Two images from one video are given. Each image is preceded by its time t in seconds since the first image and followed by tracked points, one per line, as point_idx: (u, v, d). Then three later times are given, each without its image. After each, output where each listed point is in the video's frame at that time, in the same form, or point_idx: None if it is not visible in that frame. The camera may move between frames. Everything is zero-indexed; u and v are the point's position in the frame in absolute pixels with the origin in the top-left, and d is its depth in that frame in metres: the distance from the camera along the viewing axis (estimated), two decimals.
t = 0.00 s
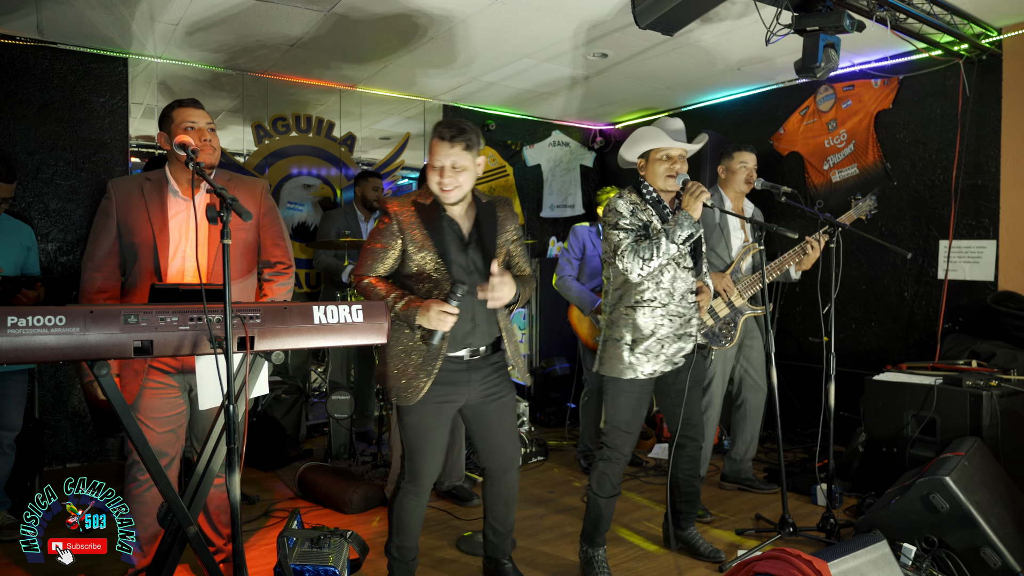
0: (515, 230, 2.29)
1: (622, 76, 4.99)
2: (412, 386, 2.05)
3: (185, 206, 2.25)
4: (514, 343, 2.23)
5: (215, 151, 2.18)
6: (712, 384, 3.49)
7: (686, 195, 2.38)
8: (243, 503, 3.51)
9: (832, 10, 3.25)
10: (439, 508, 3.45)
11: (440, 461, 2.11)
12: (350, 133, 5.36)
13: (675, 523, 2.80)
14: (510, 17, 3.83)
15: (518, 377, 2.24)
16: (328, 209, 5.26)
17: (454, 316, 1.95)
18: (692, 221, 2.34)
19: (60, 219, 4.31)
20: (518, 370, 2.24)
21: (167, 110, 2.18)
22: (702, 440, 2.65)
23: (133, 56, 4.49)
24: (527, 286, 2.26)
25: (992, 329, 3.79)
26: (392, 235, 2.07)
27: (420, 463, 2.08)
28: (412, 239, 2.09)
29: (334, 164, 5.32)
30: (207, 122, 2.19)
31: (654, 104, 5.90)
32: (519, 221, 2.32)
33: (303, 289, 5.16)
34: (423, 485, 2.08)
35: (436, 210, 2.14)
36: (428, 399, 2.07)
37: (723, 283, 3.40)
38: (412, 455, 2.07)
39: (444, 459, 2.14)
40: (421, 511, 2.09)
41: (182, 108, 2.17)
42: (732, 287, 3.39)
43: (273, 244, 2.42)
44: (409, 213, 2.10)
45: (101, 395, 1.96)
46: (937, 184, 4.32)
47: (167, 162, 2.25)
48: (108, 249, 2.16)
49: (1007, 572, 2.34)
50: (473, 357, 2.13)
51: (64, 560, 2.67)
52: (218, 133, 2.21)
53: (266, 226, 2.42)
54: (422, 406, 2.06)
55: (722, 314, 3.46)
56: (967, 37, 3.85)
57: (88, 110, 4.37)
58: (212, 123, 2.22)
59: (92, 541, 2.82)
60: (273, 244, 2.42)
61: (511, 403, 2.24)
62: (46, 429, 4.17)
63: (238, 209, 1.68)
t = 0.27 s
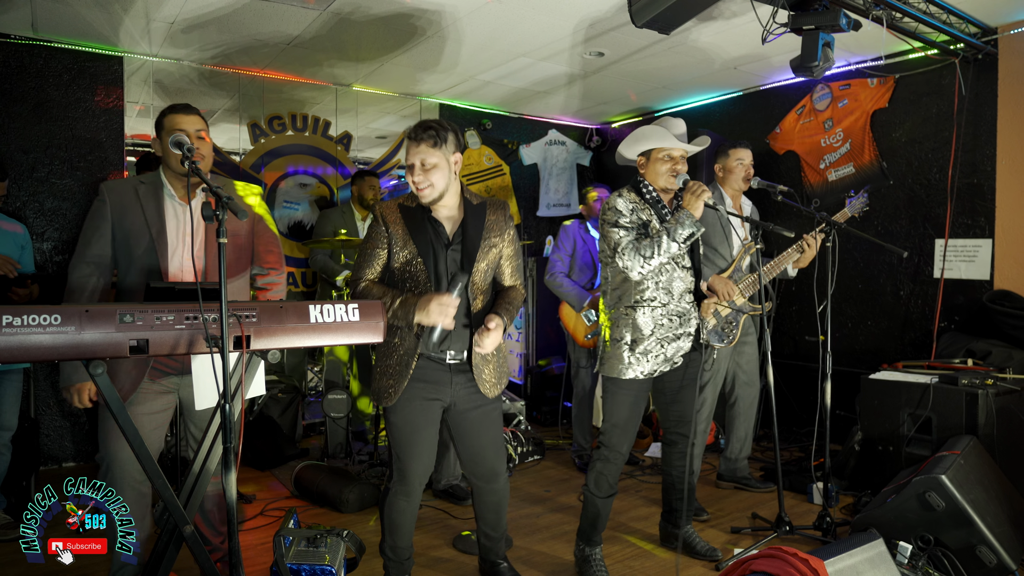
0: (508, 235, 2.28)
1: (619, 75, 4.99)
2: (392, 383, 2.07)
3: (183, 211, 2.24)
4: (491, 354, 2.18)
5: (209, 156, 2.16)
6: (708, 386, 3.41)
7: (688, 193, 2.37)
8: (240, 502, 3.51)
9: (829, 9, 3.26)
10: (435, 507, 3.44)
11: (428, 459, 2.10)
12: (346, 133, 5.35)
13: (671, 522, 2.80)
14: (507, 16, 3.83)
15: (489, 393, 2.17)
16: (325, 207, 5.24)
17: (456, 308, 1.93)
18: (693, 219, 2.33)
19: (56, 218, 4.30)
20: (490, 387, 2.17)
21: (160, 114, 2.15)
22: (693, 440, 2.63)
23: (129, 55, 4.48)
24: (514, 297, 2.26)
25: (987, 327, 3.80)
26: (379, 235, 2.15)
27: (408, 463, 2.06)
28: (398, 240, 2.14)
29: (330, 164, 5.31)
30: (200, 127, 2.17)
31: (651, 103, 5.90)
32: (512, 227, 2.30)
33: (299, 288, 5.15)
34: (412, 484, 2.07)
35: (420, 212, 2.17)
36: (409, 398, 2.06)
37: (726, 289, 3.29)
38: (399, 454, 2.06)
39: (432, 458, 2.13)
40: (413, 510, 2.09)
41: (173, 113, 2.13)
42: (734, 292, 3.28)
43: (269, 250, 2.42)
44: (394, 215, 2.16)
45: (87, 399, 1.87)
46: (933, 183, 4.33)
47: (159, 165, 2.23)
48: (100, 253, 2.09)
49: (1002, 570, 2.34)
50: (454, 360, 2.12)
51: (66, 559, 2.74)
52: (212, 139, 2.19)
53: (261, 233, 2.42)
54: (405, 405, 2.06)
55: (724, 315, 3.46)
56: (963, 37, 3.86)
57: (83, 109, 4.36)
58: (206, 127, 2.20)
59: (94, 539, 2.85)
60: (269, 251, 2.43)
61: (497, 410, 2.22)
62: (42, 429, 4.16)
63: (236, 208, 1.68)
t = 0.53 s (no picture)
0: (523, 224, 2.26)
1: (619, 73, 4.99)
2: (409, 376, 2.09)
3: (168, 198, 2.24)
4: (511, 343, 2.18)
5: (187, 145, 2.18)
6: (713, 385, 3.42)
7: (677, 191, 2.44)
8: (240, 500, 3.51)
9: (829, 7, 3.26)
10: (435, 505, 3.44)
11: (440, 454, 2.11)
12: (346, 130, 5.36)
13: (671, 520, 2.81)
14: (507, 14, 3.83)
15: (510, 381, 2.16)
16: (324, 205, 5.23)
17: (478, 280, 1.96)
18: (679, 218, 2.39)
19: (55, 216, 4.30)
20: (510, 377, 2.16)
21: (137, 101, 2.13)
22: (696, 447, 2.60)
23: (128, 52, 4.47)
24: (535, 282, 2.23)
25: (987, 326, 3.80)
26: (393, 228, 2.14)
27: (420, 456, 2.07)
28: (413, 232, 2.13)
29: (330, 161, 5.30)
30: (179, 117, 2.16)
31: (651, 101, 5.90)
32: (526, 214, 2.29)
33: (299, 286, 5.14)
34: (421, 478, 2.07)
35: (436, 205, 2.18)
36: (428, 392, 2.09)
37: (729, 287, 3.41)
38: (413, 446, 2.08)
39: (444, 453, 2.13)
40: (419, 504, 2.09)
41: (150, 102, 2.11)
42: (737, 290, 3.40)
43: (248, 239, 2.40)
44: (407, 209, 2.15)
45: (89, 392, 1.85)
46: (933, 181, 4.33)
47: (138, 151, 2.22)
48: (84, 237, 2.06)
49: (1002, 569, 2.35)
50: (473, 353, 2.12)
51: (66, 558, 2.63)
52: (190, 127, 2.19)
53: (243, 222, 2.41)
54: (422, 399, 2.09)
55: (731, 313, 3.48)
56: (963, 35, 3.86)
57: (82, 107, 4.35)
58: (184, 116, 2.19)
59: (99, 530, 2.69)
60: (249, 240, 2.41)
61: (515, 402, 2.23)
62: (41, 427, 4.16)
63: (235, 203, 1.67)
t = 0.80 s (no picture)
0: (537, 219, 2.29)
1: (622, 72, 4.98)
2: (436, 378, 2.09)
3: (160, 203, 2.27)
4: (531, 339, 2.20)
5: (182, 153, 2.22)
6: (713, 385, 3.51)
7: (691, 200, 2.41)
8: (243, 500, 3.51)
9: (832, 6, 3.25)
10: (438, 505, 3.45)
11: (454, 451, 2.12)
12: (348, 130, 5.35)
13: (675, 521, 2.80)
14: (509, 13, 3.82)
15: (529, 378, 2.17)
16: (327, 205, 5.26)
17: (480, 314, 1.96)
18: (694, 227, 2.38)
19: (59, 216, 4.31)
20: (531, 372, 2.18)
21: (128, 106, 2.13)
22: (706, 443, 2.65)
23: (131, 53, 4.48)
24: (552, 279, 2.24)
25: (991, 326, 3.79)
26: (412, 233, 2.14)
27: (433, 454, 2.09)
28: (430, 236, 2.14)
29: (332, 161, 5.31)
30: (172, 124, 2.19)
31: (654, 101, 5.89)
32: (539, 212, 2.32)
33: (301, 286, 5.14)
34: (434, 475, 2.09)
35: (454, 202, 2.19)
36: (450, 393, 2.08)
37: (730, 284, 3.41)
38: (428, 444, 2.09)
39: (458, 451, 2.15)
40: (429, 501, 2.11)
41: (146, 108, 2.13)
42: (737, 286, 3.43)
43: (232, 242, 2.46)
44: (427, 210, 2.17)
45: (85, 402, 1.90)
46: (937, 181, 4.32)
47: (125, 155, 2.21)
48: (82, 245, 2.04)
49: (1007, 570, 2.34)
50: (493, 351, 2.13)
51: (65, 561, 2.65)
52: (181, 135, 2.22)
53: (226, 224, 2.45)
54: (444, 399, 2.09)
55: (729, 312, 3.46)
56: (967, 34, 3.85)
57: (86, 107, 4.35)
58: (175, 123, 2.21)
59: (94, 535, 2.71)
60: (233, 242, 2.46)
61: (530, 399, 2.22)
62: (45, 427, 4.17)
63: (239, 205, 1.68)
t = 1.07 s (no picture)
0: (548, 225, 2.27)
1: (623, 72, 4.98)
2: (432, 371, 2.09)
3: (154, 198, 2.26)
4: (534, 342, 2.20)
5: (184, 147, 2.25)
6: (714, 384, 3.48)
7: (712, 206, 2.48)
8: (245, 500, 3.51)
9: (834, 5, 3.24)
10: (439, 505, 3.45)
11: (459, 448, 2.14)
12: (350, 130, 5.35)
13: (677, 520, 2.80)
14: (509, 13, 3.82)
15: (528, 380, 2.17)
16: (328, 205, 5.27)
17: (478, 309, 1.93)
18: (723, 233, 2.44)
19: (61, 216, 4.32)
20: (531, 377, 2.18)
21: (131, 100, 2.14)
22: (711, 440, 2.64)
23: (133, 53, 4.48)
24: (557, 284, 2.24)
25: (994, 326, 3.79)
26: (421, 229, 2.17)
27: (434, 449, 2.10)
28: (438, 232, 2.17)
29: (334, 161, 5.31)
30: (173, 119, 2.21)
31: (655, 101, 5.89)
32: (551, 216, 2.30)
33: (304, 286, 5.15)
34: (437, 472, 2.10)
35: (463, 200, 2.21)
36: (451, 388, 2.09)
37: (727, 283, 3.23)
38: (432, 440, 2.11)
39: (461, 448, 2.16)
40: (436, 496, 2.12)
41: (151, 102, 2.16)
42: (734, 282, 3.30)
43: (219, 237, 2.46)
44: (436, 205, 2.20)
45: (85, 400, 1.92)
46: (939, 180, 4.31)
47: (119, 148, 2.20)
48: (77, 240, 2.05)
49: (1010, 571, 2.33)
50: (494, 350, 2.13)
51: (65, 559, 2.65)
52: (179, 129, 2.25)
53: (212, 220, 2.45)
54: (443, 395, 2.10)
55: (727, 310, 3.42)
56: (969, 33, 3.84)
57: (88, 107, 4.36)
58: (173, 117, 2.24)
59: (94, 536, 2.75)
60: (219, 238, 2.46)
61: (529, 400, 2.23)
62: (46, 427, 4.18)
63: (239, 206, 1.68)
